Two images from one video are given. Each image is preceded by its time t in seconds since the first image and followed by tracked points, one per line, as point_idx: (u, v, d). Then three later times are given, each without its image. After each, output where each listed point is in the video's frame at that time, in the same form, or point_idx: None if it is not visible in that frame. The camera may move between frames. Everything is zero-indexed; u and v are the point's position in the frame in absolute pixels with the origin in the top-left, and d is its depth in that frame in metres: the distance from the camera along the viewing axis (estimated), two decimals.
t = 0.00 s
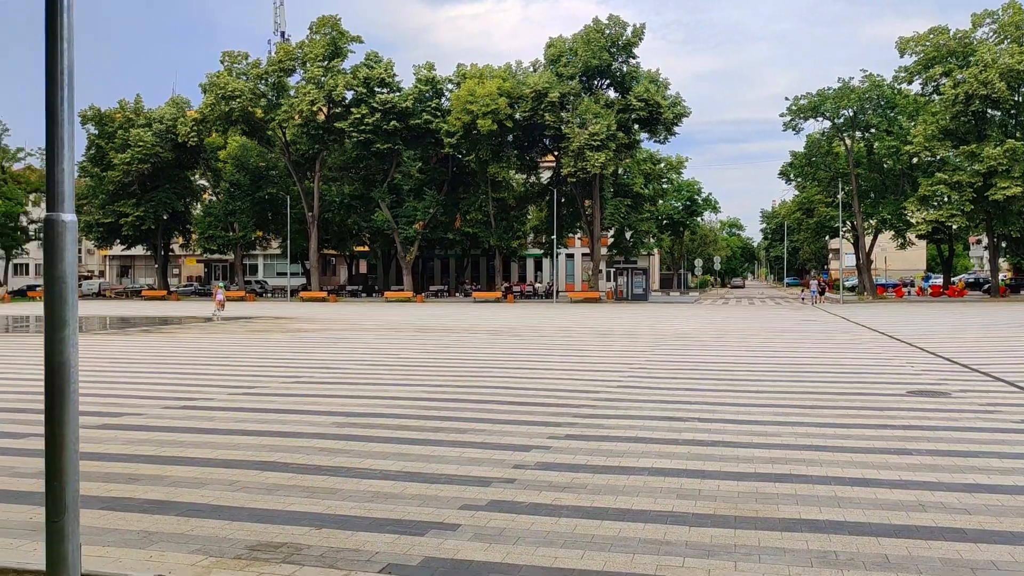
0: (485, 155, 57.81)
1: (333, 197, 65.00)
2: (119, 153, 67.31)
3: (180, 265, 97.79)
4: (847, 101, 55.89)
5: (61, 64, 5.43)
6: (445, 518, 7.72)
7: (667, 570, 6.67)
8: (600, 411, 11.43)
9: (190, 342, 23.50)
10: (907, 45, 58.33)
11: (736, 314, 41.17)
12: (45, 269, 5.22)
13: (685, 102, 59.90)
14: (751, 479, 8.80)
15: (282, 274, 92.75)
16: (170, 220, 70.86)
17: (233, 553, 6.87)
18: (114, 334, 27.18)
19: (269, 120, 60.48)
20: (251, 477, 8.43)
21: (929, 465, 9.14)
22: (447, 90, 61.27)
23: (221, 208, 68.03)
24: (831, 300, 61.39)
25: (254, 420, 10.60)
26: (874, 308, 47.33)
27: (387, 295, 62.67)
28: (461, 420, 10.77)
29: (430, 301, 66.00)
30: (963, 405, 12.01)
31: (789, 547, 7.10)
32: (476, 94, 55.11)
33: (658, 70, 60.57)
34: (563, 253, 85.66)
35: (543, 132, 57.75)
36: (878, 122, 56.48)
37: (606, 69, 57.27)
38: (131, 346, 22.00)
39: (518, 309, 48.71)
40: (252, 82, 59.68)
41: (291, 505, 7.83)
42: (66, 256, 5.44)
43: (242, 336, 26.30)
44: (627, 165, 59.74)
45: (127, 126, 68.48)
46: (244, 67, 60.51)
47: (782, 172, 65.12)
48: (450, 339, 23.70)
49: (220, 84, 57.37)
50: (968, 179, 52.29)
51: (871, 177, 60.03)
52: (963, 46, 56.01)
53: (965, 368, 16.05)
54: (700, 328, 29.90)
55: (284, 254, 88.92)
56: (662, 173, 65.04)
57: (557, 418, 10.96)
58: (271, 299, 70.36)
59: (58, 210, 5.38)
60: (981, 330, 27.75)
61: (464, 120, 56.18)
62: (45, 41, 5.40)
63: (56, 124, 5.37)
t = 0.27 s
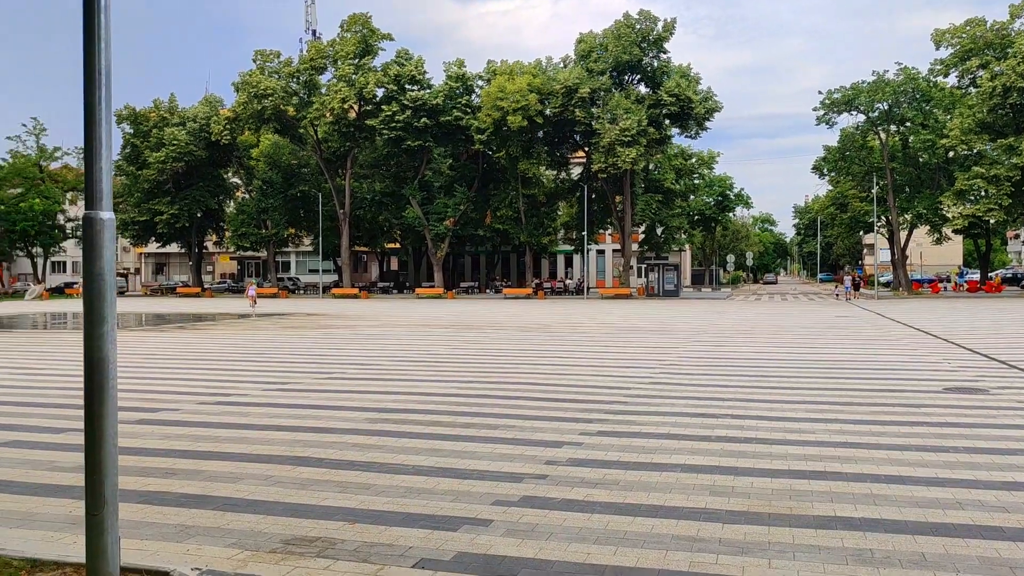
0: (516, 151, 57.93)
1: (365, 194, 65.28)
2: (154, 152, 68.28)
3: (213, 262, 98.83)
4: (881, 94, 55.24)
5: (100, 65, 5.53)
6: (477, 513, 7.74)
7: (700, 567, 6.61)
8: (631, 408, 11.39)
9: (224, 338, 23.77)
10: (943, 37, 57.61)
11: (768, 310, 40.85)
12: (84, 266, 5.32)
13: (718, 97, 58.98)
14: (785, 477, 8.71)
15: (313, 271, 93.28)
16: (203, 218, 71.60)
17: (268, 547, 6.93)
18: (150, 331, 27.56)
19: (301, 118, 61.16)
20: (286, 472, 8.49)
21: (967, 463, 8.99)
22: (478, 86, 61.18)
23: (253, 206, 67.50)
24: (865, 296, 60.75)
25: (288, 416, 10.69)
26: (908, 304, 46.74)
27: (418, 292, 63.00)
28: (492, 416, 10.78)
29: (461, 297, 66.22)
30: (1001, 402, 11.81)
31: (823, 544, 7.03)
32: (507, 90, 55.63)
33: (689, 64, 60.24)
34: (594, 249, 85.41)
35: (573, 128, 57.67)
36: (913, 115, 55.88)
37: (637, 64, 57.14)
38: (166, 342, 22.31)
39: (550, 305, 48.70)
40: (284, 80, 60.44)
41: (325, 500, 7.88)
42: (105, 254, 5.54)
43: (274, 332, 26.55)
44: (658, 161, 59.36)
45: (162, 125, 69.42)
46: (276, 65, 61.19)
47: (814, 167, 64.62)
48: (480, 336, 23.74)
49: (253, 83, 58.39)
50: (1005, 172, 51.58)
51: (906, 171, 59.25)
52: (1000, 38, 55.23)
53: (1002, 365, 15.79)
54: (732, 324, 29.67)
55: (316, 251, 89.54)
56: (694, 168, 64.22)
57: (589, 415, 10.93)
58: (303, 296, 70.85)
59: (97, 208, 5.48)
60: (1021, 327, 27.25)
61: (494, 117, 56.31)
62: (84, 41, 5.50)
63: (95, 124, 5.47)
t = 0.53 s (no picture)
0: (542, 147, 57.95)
1: (392, 190, 65.47)
2: (183, 150, 69.05)
3: (242, 259, 99.74)
4: (913, 87, 54.69)
5: (131, 62, 5.60)
6: (505, 509, 7.73)
7: (730, 564, 6.56)
8: (659, 404, 11.34)
9: (254, 335, 23.99)
10: (974, 29, 56.83)
11: (796, 306, 40.54)
12: (115, 263, 5.39)
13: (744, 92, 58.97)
14: (815, 473, 8.63)
15: (341, 268, 93.86)
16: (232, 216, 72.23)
17: (297, 541, 6.97)
18: (180, 327, 27.88)
19: (328, 116, 61.65)
20: (315, 467, 8.54)
21: (1002, 461, 8.85)
22: (504, 82, 61.07)
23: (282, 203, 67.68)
24: (895, 291, 60.08)
25: (316, 412, 10.76)
26: (938, 300, 46.25)
27: (445, 288, 63.21)
28: (520, 412, 10.78)
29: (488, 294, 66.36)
30: None
31: (854, 542, 6.94)
32: (533, 86, 55.65)
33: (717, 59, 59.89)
34: (621, 245, 85.22)
35: (599, 124, 57.59)
36: (944, 109, 55.31)
37: (664, 59, 57.00)
38: (197, 339, 22.56)
39: (577, 301, 48.60)
40: (311, 77, 60.91)
41: (354, 494, 7.92)
42: (137, 250, 5.62)
43: (303, 328, 26.78)
44: (685, 156, 59.07)
45: (191, 123, 70.14)
46: (304, 63, 61.64)
47: (844, 161, 64.03)
48: (506, 332, 23.77)
49: (281, 81, 59.19)
50: None
51: (937, 165, 58.35)
52: None
53: None
54: (760, 320, 29.44)
55: (344, 248, 90.04)
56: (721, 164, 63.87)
57: (616, 411, 10.90)
58: (331, 293, 71.22)
59: (129, 205, 5.55)
60: None
61: (521, 113, 56.38)
62: (115, 39, 5.58)
63: (126, 122, 5.55)
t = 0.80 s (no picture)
0: (569, 143, 57.99)
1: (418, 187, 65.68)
2: (213, 148, 69.75)
3: (270, 256, 100.47)
4: (944, 80, 54.27)
5: (163, 62, 5.67)
6: (534, 504, 7.73)
7: (760, 561, 6.52)
8: (687, 400, 11.30)
9: (282, 331, 24.18)
10: (1007, 21, 55.97)
11: (826, 302, 40.17)
12: (148, 260, 5.46)
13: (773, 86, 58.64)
14: (846, 471, 8.55)
15: (368, 264, 94.31)
16: (261, 213, 72.77)
17: (328, 536, 7.00)
18: (211, 323, 28.18)
19: (356, 113, 62.21)
20: (345, 462, 8.59)
21: None
22: (530, 78, 61.12)
23: (310, 200, 69.12)
24: (926, 287, 59.34)
25: (345, 407, 10.81)
26: (971, 295, 45.68)
27: (472, 285, 63.32)
28: (547, 408, 10.78)
29: (515, 290, 66.43)
30: None
31: (884, 539, 6.87)
32: (559, 82, 55.76)
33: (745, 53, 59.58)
34: (648, 241, 84.94)
35: (626, 119, 57.48)
36: (976, 102, 54.59)
37: (691, 54, 56.86)
38: (227, 335, 22.78)
39: (604, 298, 48.50)
40: (339, 75, 61.40)
41: (384, 489, 7.95)
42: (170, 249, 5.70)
43: (331, 324, 26.98)
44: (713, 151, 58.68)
45: (220, 121, 70.85)
46: (330, 61, 62.64)
47: (873, 156, 63.44)
48: (533, 328, 23.79)
49: (308, 78, 59.64)
50: None
51: (970, 159, 57.22)
52: None
53: None
54: (788, 316, 29.23)
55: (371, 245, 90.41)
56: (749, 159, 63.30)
57: (644, 407, 10.86)
58: (359, 289, 71.51)
59: (162, 203, 5.63)
60: None
61: (547, 109, 56.35)
62: (148, 39, 5.67)
63: (159, 121, 5.63)
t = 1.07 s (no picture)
0: (589, 140, 57.85)
1: (439, 185, 65.71)
2: (235, 147, 70.20)
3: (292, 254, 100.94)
4: (969, 75, 53.72)
5: (187, 61, 5.77)
6: (556, 501, 7.72)
7: (783, 559, 6.47)
8: (709, 398, 11.26)
9: (305, 328, 24.33)
10: None
11: (848, 299, 39.88)
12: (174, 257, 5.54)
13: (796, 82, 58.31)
14: (870, 468, 8.49)
15: (389, 262, 94.56)
16: (283, 211, 73.06)
17: (351, 532, 7.02)
18: (234, 321, 28.38)
19: (376, 111, 62.47)
20: (368, 458, 8.62)
21: None
22: (551, 76, 61.20)
23: (332, 198, 69.07)
24: (952, 284, 58.66)
25: (367, 404, 10.86)
26: (997, 292, 45.04)
27: (492, 282, 63.34)
28: (569, 406, 10.78)
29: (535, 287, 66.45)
30: None
31: (909, 537, 6.81)
32: (580, 79, 55.18)
33: (767, 49, 59.19)
34: (669, 238, 84.58)
35: (647, 116, 57.24)
36: (1002, 97, 53.78)
37: (713, 50, 56.52)
38: (250, 332, 22.93)
39: (625, 296, 48.44)
40: (359, 74, 61.68)
41: (407, 486, 7.97)
42: (194, 247, 5.78)
43: (353, 322, 27.09)
44: (735, 148, 58.29)
45: (242, 120, 71.24)
46: (351, 59, 61.96)
47: (898, 152, 62.83)
48: (554, 326, 23.79)
49: (329, 77, 59.54)
50: None
51: (995, 155, 56.07)
52: None
53: None
54: (811, 313, 29.02)
55: (392, 243, 90.60)
56: (772, 155, 62.85)
57: (666, 405, 10.83)
58: (380, 287, 71.56)
59: (187, 202, 5.72)
60: None
61: (568, 106, 56.26)
62: (173, 39, 5.75)
63: (183, 120, 5.72)
